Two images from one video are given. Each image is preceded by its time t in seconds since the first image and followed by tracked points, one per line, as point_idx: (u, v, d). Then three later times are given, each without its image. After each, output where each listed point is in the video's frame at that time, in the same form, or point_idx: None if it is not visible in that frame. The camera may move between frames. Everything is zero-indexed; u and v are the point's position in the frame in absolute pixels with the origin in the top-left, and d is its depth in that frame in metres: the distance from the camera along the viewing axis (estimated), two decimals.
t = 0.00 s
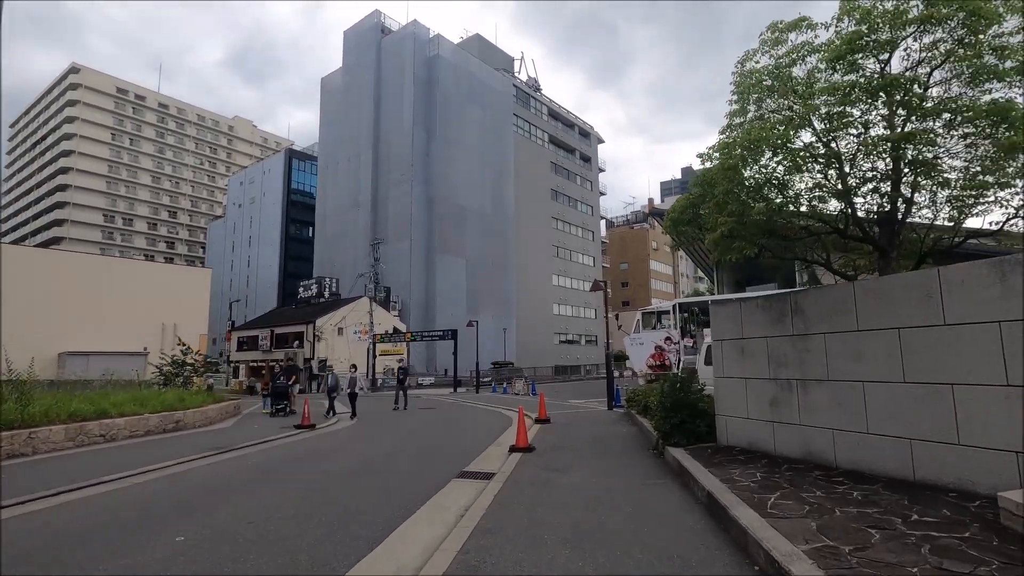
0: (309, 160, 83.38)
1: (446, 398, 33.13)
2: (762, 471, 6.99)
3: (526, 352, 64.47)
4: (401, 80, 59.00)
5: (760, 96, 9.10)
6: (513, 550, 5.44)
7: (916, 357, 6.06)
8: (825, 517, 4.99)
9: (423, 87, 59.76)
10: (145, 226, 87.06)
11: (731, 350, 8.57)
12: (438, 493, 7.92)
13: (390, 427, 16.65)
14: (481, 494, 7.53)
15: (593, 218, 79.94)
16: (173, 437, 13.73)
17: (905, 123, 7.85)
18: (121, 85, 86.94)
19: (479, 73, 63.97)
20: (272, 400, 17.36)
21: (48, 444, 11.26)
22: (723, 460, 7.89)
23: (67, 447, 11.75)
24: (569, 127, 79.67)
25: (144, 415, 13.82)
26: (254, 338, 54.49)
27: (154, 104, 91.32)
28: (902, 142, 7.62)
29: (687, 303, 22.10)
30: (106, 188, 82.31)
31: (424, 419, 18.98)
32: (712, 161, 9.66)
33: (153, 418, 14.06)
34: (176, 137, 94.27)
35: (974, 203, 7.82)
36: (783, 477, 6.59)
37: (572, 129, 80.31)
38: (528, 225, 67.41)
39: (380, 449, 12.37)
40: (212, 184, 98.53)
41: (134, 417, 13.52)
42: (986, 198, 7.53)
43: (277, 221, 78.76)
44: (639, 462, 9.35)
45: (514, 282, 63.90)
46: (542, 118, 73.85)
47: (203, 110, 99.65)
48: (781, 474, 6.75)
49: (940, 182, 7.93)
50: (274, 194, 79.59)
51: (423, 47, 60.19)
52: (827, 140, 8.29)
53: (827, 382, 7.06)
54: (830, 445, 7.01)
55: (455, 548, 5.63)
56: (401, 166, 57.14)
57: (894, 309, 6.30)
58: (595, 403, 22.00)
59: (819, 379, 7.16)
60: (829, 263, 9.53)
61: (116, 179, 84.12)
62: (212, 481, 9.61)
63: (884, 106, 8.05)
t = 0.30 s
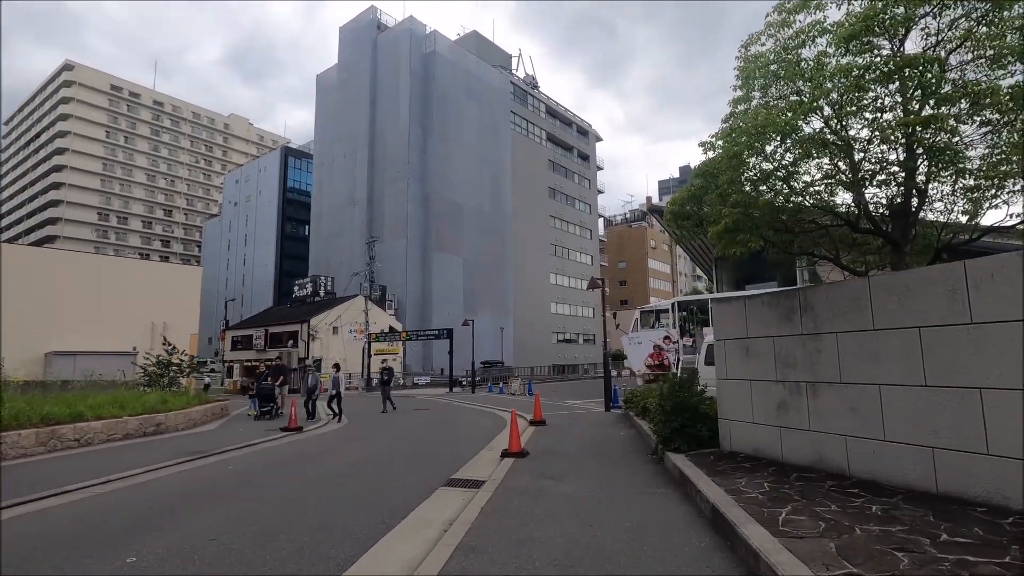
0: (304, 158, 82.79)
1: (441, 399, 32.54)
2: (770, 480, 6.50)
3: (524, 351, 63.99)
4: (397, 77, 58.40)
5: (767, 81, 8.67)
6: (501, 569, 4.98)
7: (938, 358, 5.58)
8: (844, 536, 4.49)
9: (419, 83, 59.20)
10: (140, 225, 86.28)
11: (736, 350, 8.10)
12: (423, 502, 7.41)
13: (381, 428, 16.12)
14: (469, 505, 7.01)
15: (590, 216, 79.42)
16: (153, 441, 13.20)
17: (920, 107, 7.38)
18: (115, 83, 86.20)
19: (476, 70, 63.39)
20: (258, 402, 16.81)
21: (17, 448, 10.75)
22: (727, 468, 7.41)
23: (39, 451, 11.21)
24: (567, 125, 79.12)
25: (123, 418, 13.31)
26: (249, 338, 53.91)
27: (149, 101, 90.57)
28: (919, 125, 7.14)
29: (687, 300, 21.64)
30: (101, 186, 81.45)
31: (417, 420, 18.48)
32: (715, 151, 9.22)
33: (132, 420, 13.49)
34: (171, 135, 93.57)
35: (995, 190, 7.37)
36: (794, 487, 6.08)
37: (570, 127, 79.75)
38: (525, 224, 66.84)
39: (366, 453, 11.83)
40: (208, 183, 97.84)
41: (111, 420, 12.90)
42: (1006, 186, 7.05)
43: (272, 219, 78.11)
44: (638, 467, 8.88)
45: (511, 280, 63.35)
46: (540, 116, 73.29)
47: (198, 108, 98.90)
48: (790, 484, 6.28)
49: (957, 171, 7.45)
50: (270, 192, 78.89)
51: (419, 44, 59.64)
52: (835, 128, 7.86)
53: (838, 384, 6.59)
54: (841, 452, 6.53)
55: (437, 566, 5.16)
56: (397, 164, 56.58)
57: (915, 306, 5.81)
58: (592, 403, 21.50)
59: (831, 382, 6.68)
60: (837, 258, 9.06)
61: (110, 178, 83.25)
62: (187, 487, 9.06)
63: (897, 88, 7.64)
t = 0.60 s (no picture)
0: (299, 155, 81.96)
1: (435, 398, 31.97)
2: (777, 487, 5.99)
3: (519, 349, 63.44)
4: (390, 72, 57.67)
5: (771, 58, 8.18)
6: None
7: (964, 354, 5.08)
8: (866, 553, 4.00)
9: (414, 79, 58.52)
10: (133, 222, 85.17)
11: (739, 346, 7.59)
12: (403, 508, 6.87)
13: (369, 429, 15.61)
14: (451, 514, 6.47)
15: (586, 214, 78.92)
16: (128, 442, 12.62)
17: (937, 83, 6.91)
18: (107, 78, 85.06)
19: (470, 65, 62.74)
20: (240, 403, 16.17)
21: None
22: (728, 472, 6.92)
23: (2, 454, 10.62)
24: (563, 122, 78.54)
25: (96, 417, 12.75)
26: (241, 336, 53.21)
27: (142, 98, 89.47)
28: (936, 102, 6.67)
29: (685, 298, 21.16)
30: (92, 183, 80.29)
31: (407, 419, 17.95)
32: (716, 133, 8.69)
33: (105, 421, 12.87)
34: (164, 132, 92.52)
35: (1017, 171, 6.88)
36: (803, 495, 5.60)
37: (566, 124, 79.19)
38: (521, 221, 66.27)
39: (349, 453, 11.26)
40: (202, 180, 96.84)
41: (80, 423, 12.25)
42: None
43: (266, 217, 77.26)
44: (633, 471, 8.40)
45: (507, 278, 62.77)
46: (536, 112, 72.69)
47: (191, 104, 97.86)
48: (799, 491, 5.78)
49: (975, 152, 6.98)
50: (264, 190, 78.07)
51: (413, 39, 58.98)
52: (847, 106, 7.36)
53: (850, 383, 6.10)
54: (854, 456, 6.03)
55: None
56: (392, 160, 55.91)
57: (936, 296, 5.33)
58: (587, 403, 20.98)
59: (842, 379, 6.18)
60: (845, 247, 8.57)
61: (102, 175, 81.95)
62: (156, 490, 8.49)
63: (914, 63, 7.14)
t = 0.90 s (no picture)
0: (294, 151, 81.18)
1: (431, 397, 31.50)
2: (797, 496, 5.53)
3: (516, 347, 62.97)
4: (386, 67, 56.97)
5: (787, 37, 7.73)
6: None
7: (1005, 355, 4.64)
8: None
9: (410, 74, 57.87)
10: (127, 219, 84.22)
11: (753, 344, 7.13)
12: (394, 517, 6.41)
13: (362, 428, 15.14)
14: (444, 526, 5.97)
15: (584, 211, 78.43)
16: (108, 444, 12.08)
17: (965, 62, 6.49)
18: (100, 73, 84.00)
19: (467, 61, 62.09)
20: (224, 404, 15.62)
21: None
22: (740, 478, 6.48)
23: None
24: (560, 118, 77.95)
25: (76, 418, 12.22)
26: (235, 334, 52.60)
27: (135, 93, 88.48)
28: (965, 80, 6.24)
29: (684, 294, 20.70)
30: (85, 179, 79.23)
31: (401, 418, 17.49)
32: (726, 117, 8.26)
33: (85, 422, 12.34)
34: (158, 128, 91.58)
35: None
36: (826, 506, 5.16)
37: (564, 121, 78.61)
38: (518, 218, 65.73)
39: (340, 454, 10.77)
40: (196, 176, 95.92)
41: (59, 424, 11.71)
42: None
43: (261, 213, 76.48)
44: (637, 475, 7.97)
45: (504, 275, 62.25)
46: (533, 109, 72.13)
47: (185, 100, 96.87)
48: (821, 501, 5.33)
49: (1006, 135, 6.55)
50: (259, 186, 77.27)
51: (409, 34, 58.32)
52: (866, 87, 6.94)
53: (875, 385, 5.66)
54: (880, 463, 5.59)
55: None
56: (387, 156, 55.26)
57: (973, 291, 4.89)
58: (586, 402, 20.60)
59: (867, 380, 5.74)
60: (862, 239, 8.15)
61: (95, 171, 80.90)
62: (133, 494, 7.98)
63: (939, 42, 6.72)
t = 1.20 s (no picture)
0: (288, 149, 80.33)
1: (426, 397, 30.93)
2: (827, 510, 5.01)
3: (512, 346, 62.43)
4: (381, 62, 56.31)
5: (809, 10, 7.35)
6: None
7: None
8: None
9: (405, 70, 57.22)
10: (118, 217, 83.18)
11: (770, 343, 6.61)
12: (382, 532, 5.85)
13: (353, 430, 14.61)
14: (437, 542, 5.42)
15: (580, 210, 77.95)
16: (83, 448, 11.46)
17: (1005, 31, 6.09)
18: (91, 70, 82.89)
19: (463, 57, 61.48)
20: (203, 405, 14.96)
21: None
22: (759, 487, 5.96)
23: None
24: (557, 116, 77.37)
25: (49, 422, 11.59)
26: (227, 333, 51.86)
27: (127, 90, 87.38)
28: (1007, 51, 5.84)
29: (684, 293, 20.19)
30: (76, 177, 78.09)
31: (394, 419, 16.94)
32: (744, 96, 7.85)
33: (59, 424, 11.73)
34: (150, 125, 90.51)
35: None
36: (862, 523, 4.63)
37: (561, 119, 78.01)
38: (514, 216, 65.17)
39: (329, 459, 10.24)
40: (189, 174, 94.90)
41: (32, 426, 11.08)
42: None
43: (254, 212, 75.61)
44: (643, 482, 7.46)
45: (499, 274, 61.68)
46: (529, 106, 71.58)
47: (178, 97, 95.75)
48: (855, 517, 4.80)
49: None
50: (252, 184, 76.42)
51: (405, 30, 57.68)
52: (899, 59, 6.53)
53: (911, 387, 5.14)
54: (916, 474, 5.08)
55: None
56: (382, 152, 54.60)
57: None
58: (584, 403, 20.08)
59: (902, 382, 5.22)
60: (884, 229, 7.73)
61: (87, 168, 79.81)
62: (106, 502, 7.43)
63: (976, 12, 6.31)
